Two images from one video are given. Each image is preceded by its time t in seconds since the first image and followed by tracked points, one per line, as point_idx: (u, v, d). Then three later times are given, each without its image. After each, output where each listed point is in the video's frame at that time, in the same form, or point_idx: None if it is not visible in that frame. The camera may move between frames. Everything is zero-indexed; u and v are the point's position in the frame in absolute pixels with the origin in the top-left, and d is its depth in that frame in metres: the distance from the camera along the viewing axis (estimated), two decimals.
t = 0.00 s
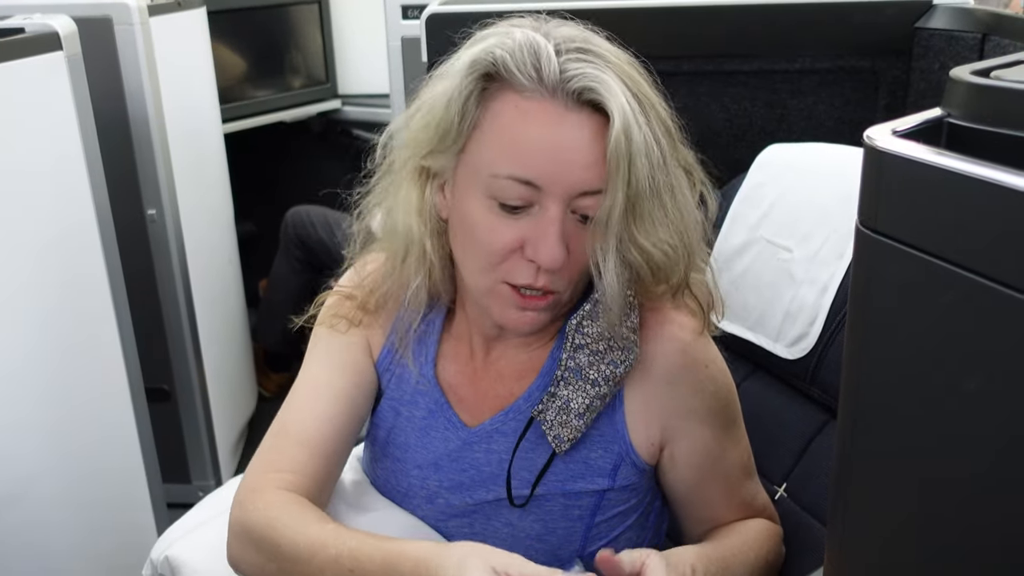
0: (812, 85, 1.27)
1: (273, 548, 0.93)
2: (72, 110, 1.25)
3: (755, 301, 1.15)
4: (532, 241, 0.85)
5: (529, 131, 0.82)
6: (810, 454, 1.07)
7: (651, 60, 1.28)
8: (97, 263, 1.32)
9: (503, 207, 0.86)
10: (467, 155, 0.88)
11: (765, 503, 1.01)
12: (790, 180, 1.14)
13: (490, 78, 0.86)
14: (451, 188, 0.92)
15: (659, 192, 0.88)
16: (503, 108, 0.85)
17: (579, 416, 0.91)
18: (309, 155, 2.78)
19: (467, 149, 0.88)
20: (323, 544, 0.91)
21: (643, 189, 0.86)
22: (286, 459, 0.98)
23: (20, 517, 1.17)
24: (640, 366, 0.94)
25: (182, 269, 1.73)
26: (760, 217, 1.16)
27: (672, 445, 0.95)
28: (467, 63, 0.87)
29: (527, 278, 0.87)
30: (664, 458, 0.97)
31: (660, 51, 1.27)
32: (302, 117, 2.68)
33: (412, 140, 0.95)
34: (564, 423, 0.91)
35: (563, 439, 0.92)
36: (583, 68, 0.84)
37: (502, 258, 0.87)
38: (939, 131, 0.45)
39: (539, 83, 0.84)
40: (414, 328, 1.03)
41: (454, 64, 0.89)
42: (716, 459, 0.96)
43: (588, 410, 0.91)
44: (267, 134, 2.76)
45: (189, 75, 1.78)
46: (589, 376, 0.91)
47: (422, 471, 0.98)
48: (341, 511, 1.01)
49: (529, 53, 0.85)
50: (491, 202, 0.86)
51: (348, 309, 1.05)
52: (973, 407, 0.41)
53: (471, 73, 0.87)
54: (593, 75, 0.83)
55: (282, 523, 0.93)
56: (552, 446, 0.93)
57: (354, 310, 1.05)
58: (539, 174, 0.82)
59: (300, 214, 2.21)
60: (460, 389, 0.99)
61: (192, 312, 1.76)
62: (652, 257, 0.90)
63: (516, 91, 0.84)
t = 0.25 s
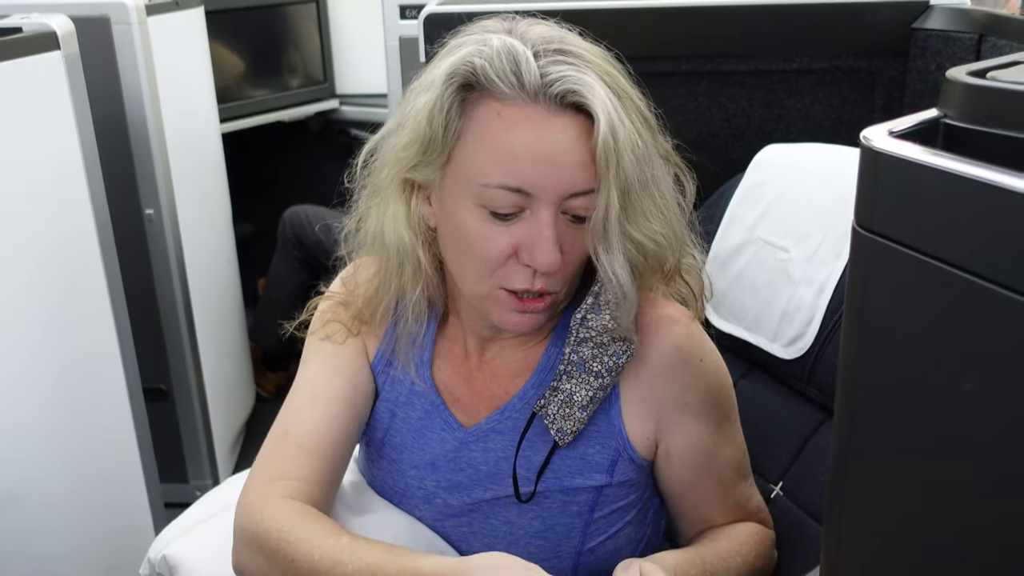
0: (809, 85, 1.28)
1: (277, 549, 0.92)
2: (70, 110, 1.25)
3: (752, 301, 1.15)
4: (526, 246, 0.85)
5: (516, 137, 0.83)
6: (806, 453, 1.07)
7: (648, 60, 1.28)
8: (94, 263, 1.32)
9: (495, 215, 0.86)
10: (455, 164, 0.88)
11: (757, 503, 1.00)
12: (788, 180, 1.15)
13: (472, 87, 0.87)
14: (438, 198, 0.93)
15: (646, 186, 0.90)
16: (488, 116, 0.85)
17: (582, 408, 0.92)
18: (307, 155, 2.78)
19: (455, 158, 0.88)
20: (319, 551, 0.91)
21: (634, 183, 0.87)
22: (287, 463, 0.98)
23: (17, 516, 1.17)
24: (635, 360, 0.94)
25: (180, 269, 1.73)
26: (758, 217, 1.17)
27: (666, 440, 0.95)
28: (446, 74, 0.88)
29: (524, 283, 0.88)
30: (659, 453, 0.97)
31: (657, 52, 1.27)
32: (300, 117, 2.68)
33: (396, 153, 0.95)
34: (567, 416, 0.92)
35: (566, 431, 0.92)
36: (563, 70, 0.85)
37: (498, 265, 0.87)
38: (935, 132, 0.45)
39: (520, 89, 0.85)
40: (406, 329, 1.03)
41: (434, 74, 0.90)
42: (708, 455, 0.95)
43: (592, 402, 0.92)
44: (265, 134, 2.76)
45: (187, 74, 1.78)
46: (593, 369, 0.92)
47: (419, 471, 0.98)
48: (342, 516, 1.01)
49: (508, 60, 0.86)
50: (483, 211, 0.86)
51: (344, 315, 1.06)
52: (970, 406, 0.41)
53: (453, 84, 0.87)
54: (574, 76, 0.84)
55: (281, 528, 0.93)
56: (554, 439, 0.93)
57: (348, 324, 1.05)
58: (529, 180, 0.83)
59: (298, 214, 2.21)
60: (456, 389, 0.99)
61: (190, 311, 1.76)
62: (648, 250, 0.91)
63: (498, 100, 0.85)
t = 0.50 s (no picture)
0: (806, 86, 1.28)
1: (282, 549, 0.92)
2: (68, 109, 1.25)
3: (750, 301, 1.15)
4: (501, 236, 0.86)
5: (487, 128, 0.84)
6: (803, 452, 1.07)
7: (647, 61, 1.28)
8: (92, 262, 1.32)
9: (470, 207, 0.87)
10: (433, 158, 0.89)
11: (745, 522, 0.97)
12: (785, 180, 1.15)
13: (446, 81, 0.88)
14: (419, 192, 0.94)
15: (621, 176, 0.90)
16: (461, 108, 0.87)
17: (569, 407, 0.92)
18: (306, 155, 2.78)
19: (432, 151, 0.89)
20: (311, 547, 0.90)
21: (606, 174, 0.87)
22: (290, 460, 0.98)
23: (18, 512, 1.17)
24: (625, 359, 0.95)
25: (178, 269, 1.73)
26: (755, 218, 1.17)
27: (653, 436, 0.95)
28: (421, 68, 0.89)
29: (501, 274, 0.88)
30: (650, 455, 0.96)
31: (656, 52, 1.27)
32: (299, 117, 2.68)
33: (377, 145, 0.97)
34: (555, 415, 0.92)
35: (556, 431, 0.93)
36: (534, 61, 0.86)
37: (475, 257, 0.88)
38: (932, 134, 0.45)
39: (491, 81, 0.86)
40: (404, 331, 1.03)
41: (411, 69, 0.91)
42: (695, 457, 0.94)
43: (578, 401, 0.92)
44: (263, 133, 2.76)
45: (185, 74, 1.78)
46: (576, 367, 0.92)
47: (416, 472, 0.98)
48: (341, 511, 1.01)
49: (481, 54, 0.88)
50: (458, 202, 0.88)
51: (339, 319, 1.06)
52: (966, 406, 0.41)
53: (428, 78, 0.89)
54: (544, 67, 0.85)
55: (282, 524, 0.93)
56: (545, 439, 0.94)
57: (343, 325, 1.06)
58: (500, 170, 0.84)
59: (296, 214, 2.22)
60: (452, 391, 0.99)
61: (188, 311, 1.76)
62: (622, 242, 0.92)
63: (471, 92, 0.87)
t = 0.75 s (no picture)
0: (804, 88, 1.28)
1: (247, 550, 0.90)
2: (66, 108, 1.25)
3: (747, 302, 1.15)
4: (468, 204, 0.87)
5: (461, 98, 0.86)
6: (800, 454, 1.08)
7: (645, 62, 1.28)
8: (90, 262, 1.32)
9: (444, 177, 0.89)
10: (417, 133, 0.92)
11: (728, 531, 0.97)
12: (782, 181, 1.15)
13: (434, 59, 0.91)
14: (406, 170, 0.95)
15: (598, 161, 0.90)
16: (443, 82, 0.89)
17: (556, 410, 0.92)
18: (304, 156, 2.78)
19: (417, 128, 0.92)
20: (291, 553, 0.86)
21: (578, 153, 0.87)
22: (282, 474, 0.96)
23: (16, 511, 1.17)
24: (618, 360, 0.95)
25: (176, 269, 1.72)
26: (752, 219, 1.17)
27: (645, 439, 0.94)
28: (411, 46, 0.93)
29: (467, 247, 0.89)
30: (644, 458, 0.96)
31: (654, 54, 1.27)
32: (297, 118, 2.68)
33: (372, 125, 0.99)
34: (543, 419, 0.92)
35: (543, 434, 0.93)
36: (515, 39, 0.88)
37: (445, 227, 0.89)
38: (930, 136, 0.45)
39: (474, 57, 0.88)
40: (402, 329, 1.05)
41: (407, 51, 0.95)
42: (686, 461, 0.94)
43: (563, 404, 0.92)
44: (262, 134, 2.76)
45: (183, 73, 1.78)
46: (560, 370, 0.92)
47: (414, 475, 0.99)
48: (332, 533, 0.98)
49: (469, 33, 0.90)
50: (433, 173, 0.89)
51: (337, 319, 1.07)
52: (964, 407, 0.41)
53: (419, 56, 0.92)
54: (523, 44, 0.87)
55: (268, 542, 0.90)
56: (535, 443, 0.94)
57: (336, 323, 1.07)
58: (471, 139, 0.86)
59: (293, 214, 2.22)
60: (449, 391, 0.99)
61: (185, 311, 1.76)
62: (597, 230, 0.92)
63: (454, 67, 0.89)
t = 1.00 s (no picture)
0: (802, 90, 1.28)
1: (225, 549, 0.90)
2: (65, 109, 1.25)
3: (745, 304, 1.15)
4: (476, 213, 0.88)
5: (469, 106, 0.87)
6: (799, 455, 1.08)
7: (643, 64, 1.29)
8: (88, 263, 1.32)
9: (450, 184, 0.90)
10: (422, 138, 0.92)
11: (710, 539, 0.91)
12: (781, 182, 1.15)
13: (438, 63, 0.91)
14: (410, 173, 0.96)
15: (604, 166, 0.91)
16: (448, 88, 0.89)
17: (557, 409, 0.92)
18: (302, 157, 2.78)
19: (421, 133, 0.92)
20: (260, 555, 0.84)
21: (586, 160, 0.88)
22: (268, 475, 0.95)
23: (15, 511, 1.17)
24: (616, 357, 0.95)
25: (174, 270, 1.72)
26: (751, 221, 1.17)
27: (631, 426, 0.93)
28: (415, 51, 0.93)
29: (475, 255, 0.89)
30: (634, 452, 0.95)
31: (652, 55, 1.28)
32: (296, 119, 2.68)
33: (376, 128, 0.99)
34: (542, 417, 0.92)
35: (542, 433, 0.92)
36: (520, 46, 0.87)
37: (452, 235, 0.90)
38: (928, 138, 0.46)
39: (478, 63, 0.88)
40: (400, 330, 1.05)
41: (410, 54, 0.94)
42: (670, 451, 0.92)
43: (566, 404, 0.92)
44: (260, 136, 2.76)
45: (182, 74, 1.78)
46: (566, 371, 0.92)
47: (412, 472, 0.99)
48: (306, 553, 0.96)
49: (472, 38, 0.90)
50: (439, 180, 0.90)
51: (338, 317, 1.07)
52: (963, 408, 0.41)
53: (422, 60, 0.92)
54: (528, 51, 0.87)
55: (244, 544, 0.89)
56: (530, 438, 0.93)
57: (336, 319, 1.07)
58: (478, 148, 0.86)
59: (292, 216, 2.22)
60: (447, 391, 0.99)
61: (183, 311, 1.76)
62: (605, 235, 0.93)
63: (458, 73, 0.89)
